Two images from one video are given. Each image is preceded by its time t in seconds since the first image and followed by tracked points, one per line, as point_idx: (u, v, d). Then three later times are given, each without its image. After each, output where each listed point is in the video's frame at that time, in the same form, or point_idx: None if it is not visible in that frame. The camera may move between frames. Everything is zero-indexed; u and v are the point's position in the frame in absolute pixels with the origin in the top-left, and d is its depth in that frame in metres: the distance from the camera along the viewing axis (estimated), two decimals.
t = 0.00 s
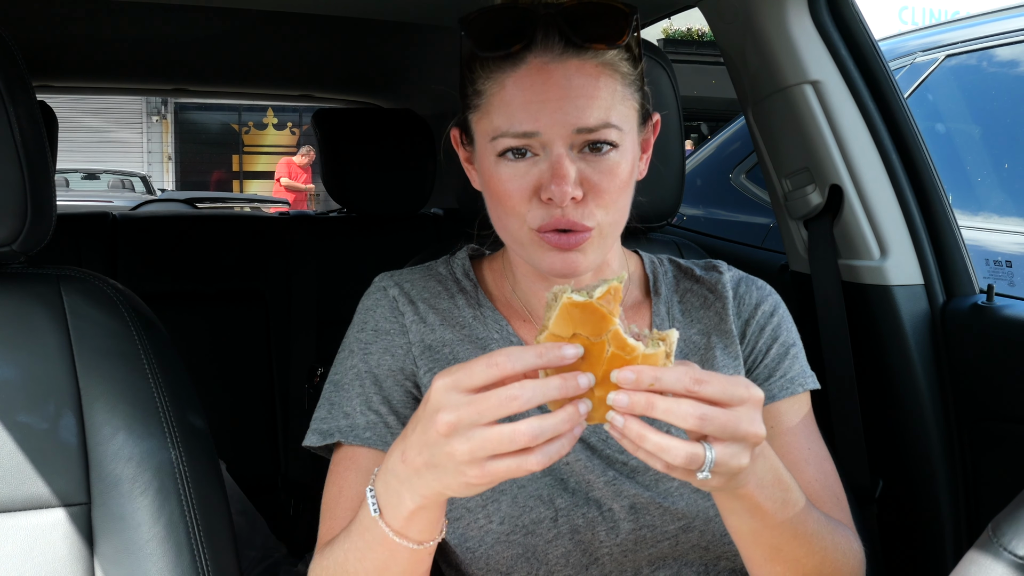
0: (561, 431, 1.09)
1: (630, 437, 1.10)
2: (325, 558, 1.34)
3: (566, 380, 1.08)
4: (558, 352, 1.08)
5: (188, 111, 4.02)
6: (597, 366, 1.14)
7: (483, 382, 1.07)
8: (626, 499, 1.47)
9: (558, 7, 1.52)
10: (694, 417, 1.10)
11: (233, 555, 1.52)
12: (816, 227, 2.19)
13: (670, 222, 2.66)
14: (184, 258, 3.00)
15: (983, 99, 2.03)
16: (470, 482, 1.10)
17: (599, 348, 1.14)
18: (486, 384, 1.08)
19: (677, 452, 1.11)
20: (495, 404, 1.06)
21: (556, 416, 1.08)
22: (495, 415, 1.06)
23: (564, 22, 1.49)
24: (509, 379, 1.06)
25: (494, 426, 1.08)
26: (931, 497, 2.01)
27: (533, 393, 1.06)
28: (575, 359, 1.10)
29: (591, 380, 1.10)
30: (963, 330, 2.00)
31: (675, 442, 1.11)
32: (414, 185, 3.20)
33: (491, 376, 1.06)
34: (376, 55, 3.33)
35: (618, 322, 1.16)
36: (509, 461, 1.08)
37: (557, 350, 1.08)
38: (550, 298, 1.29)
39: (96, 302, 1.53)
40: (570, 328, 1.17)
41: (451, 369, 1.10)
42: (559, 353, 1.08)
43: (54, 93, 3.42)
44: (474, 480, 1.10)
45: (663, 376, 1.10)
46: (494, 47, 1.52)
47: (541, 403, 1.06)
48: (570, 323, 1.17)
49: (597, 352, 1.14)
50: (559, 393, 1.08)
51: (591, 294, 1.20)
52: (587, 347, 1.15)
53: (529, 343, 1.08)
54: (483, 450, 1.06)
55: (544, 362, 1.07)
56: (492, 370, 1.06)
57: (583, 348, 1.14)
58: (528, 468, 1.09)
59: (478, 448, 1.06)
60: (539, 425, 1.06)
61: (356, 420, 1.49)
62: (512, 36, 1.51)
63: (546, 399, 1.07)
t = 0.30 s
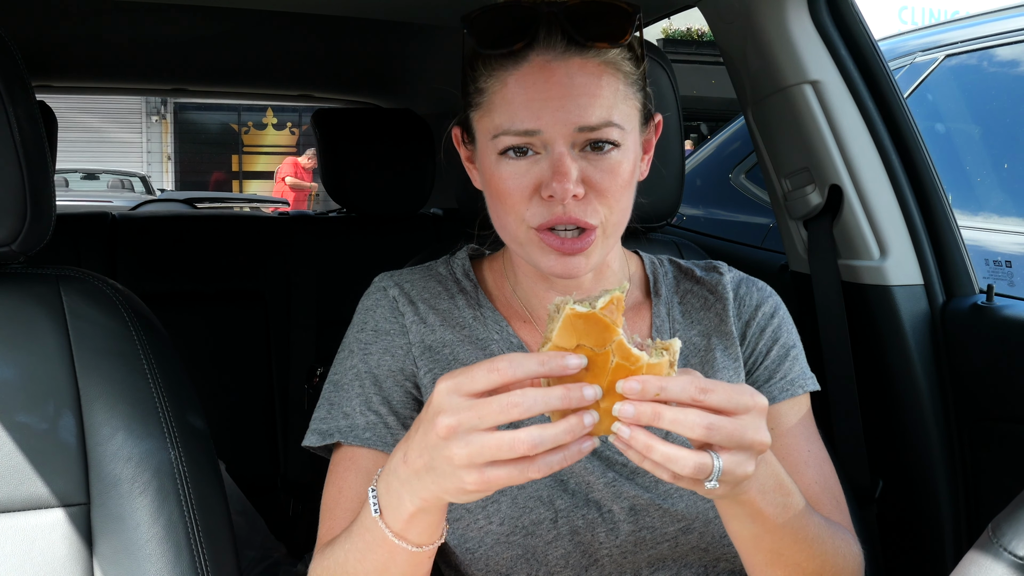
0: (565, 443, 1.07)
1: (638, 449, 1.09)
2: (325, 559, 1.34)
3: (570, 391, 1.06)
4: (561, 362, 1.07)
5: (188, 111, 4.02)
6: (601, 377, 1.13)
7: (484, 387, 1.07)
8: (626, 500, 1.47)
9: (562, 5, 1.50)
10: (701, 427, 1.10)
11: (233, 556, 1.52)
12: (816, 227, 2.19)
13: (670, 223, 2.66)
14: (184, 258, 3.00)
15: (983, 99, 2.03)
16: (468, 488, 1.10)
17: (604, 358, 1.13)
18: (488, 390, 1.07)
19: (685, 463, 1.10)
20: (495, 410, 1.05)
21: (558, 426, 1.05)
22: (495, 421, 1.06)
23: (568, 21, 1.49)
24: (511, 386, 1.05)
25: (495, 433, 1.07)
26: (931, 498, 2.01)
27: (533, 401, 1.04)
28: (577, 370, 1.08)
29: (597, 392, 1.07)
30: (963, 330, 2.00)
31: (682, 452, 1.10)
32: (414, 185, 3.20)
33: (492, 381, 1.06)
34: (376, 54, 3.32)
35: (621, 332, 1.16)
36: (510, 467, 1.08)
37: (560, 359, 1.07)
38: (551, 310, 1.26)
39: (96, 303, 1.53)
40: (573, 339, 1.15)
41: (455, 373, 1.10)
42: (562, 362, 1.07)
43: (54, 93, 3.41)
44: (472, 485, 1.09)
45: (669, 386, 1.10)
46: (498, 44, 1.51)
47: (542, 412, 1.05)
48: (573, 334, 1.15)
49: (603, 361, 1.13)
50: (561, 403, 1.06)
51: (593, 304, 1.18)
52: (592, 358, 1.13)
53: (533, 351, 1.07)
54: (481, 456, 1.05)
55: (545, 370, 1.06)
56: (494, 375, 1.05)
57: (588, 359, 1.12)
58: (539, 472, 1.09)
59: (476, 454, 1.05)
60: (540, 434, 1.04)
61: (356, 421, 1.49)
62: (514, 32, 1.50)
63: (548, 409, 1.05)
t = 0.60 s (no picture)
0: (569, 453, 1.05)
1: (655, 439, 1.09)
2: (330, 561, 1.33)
3: (569, 403, 1.04)
4: (562, 375, 1.05)
5: (188, 111, 4.02)
6: (602, 374, 1.11)
7: (483, 399, 1.06)
8: (626, 501, 1.47)
9: (561, 3, 1.51)
10: (709, 412, 1.10)
11: (232, 557, 1.52)
12: (817, 228, 2.19)
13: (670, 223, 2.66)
14: (183, 259, 3.00)
15: (984, 99, 2.03)
16: (474, 494, 1.10)
17: (604, 354, 1.11)
18: (488, 401, 1.07)
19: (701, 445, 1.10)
20: (494, 422, 1.04)
21: (560, 437, 1.03)
22: (495, 433, 1.05)
23: (568, 18, 1.49)
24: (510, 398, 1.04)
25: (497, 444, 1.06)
26: (931, 498, 2.01)
27: (532, 413, 1.03)
28: (578, 382, 1.06)
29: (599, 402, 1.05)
30: (964, 331, 2.00)
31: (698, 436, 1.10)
32: (414, 185, 3.19)
33: (491, 394, 1.05)
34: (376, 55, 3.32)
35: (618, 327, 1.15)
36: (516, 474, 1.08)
37: (562, 372, 1.05)
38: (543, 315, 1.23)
39: (95, 303, 1.53)
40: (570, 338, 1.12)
41: (456, 383, 1.09)
42: (563, 376, 1.05)
43: (53, 93, 3.41)
44: (477, 492, 1.10)
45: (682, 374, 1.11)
46: (497, 41, 1.51)
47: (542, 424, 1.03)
48: (570, 333, 1.12)
49: (602, 357, 1.11)
50: (560, 414, 1.04)
51: (587, 302, 1.17)
52: (591, 355, 1.11)
53: (532, 363, 1.05)
54: (483, 467, 1.05)
55: (546, 383, 1.04)
56: (493, 388, 1.04)
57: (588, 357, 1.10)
58: (548, 473, 1.11)
59: (477, 465, 1.05)
60: (540, 447, 1.03)
61: (356, 422, 1.48)
62: (513, 29, 1.50)
63: (547, 421, 1.04)
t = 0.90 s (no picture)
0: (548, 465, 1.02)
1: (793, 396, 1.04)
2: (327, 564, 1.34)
3: (543, 411, 1.02)
4: (536, 385, 1.04)
5: (188, 111, 4.02)
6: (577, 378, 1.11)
7: (459, 411, 1.05)
8: (627, 499, 1.47)
9: None
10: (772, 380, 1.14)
11: (233, 556, 1.52)
12: (817, 227, 2.18)
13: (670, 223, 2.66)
14: (184, 258, 3.00)
15: (984, 99, 2.03)
16: (458, 505, 1.09)
17: (577, 358, 1.13)
18: (464, 414, 1.06)
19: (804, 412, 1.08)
20: (467, 434, 1.03)
21: (535, 449, 1.01)
22: (470, 445, 1.03)
23: (559, 15, 1.48)
24: (484, 410, 1.03)
25: (474, 456, 1.05)
26: (932, 498, 2.01)
27: (503, 424, 1.01)
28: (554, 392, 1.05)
29: (575, 409, 1.03)
30: (964, 331, 2.00)
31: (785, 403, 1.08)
32: (414, 185, 3.19)
33: (466, 406, 1.04)
34: (376, 55, 3.32)
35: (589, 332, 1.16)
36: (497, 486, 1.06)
37: (535, 382, 1.04)
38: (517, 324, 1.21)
39: (95, 302, 1.53)
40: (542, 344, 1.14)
41: (433, 396, 1.09)
42: (538, 386, 1.04)
43: (54, 93, 3.41)
44: (460, 503, 1.08)
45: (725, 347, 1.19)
46: (491, 39, 1.51)
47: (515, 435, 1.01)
48: (541, 339, 1.14)
49: (576, 363, 1.12)
50: (534, 423, 1.02)
51: (555, 308, 1.18)
52: (564, 360, 1.12)
53: (507, 375, 1.05)
54: (460, 480, 1.04)
55: (521, 395, 1.04)
56: (467, 400, 1.04)
57: (561, 360, 1.12)
58: (530, 485, 1.10)
59: (455, 479, 1.04)
60: (515, 460, 1.00)
61: (356, 421, 1.49)
62: (507, 27, 1.50)
63: (522, 430, 1.01)
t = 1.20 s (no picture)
0: (555, 457, 1.00)
1: (774, 373, 1.04)
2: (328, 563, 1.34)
3: (553, 403, 1.02)
4: (547, 379, 1.04)
5: (188, 111, 4.02)
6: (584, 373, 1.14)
7: (469, 404, 1.04)
8: (627, 499, 1.47)
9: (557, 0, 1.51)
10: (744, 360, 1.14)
11: (233, 556, 1.52)
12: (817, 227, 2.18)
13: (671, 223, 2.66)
14: (184, 258, 3.00)
15: (985, 99, 2.03)
16: (467, 500, 1.08)
17: (584, 354, 1.17)
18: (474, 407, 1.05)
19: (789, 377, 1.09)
20: (477, 427, 1.01)
21: (544, 439, 0.99)
22: (479, 438, 1.02)
23: (564, 15, 1.49)
24: (495, 402, 1.02)
25: (483, 450, 1.03)
26: (932, 498, 2.01)
27: (514, 416, 1.00)
28: (563, 387, 1.06)
29: (584, 402, 1.03)
30: (964, 331, 2.00)
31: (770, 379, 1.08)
32: (414, 185, 3.19)
33: (477, 398, 1.03)
34: (376, 54, 3.32)
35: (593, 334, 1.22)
36: (506, 479, 1.05)
37: (547, 376, 1.04)
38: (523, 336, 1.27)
39: (95, 303, 1.53)
40: (548, 342, 1.20)
41: (443, 391, 1.08)
42: (548, 380, 1.04)
43: (54, 93, 3.42)
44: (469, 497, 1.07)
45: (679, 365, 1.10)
46: (494, 39, 1.51)
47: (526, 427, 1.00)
48: (548, 337, 1.20)
49: (582, 356, 1.16)
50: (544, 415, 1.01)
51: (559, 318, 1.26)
52: (571, 354, 1.17)
53: (518, 367, 1.05)
54: (470, 474, 1.02)
55: (532, 388, 1.03)
56: (479, 392, 1.03)
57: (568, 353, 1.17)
58: (537, 479, 1.07)
59: (464, 472, 1.02)
60: (522, 451, 0.99)
61: (356, 422, 1.49)
62: (509, 27, 1.50)
63: (530, 423, 1.01)
